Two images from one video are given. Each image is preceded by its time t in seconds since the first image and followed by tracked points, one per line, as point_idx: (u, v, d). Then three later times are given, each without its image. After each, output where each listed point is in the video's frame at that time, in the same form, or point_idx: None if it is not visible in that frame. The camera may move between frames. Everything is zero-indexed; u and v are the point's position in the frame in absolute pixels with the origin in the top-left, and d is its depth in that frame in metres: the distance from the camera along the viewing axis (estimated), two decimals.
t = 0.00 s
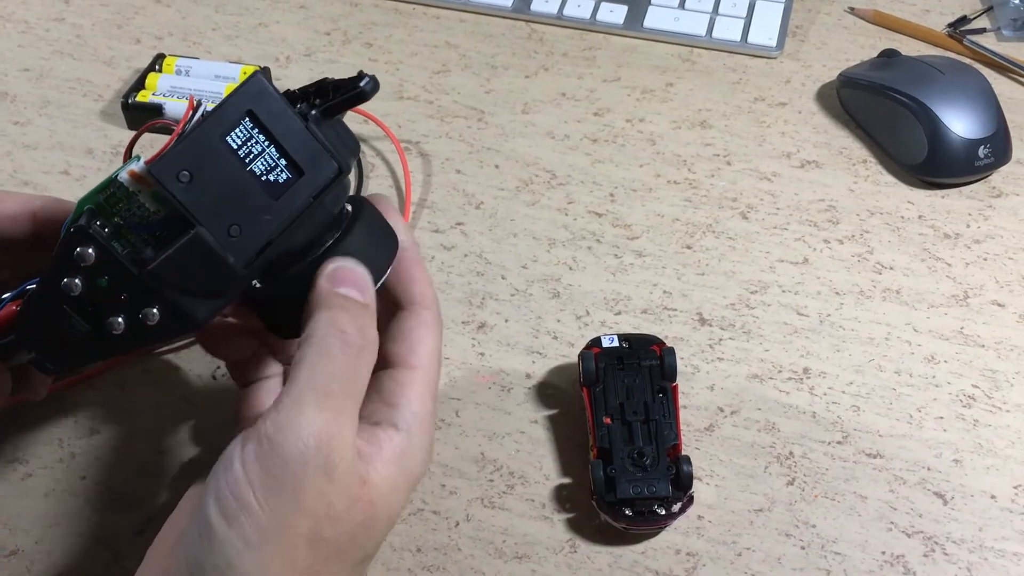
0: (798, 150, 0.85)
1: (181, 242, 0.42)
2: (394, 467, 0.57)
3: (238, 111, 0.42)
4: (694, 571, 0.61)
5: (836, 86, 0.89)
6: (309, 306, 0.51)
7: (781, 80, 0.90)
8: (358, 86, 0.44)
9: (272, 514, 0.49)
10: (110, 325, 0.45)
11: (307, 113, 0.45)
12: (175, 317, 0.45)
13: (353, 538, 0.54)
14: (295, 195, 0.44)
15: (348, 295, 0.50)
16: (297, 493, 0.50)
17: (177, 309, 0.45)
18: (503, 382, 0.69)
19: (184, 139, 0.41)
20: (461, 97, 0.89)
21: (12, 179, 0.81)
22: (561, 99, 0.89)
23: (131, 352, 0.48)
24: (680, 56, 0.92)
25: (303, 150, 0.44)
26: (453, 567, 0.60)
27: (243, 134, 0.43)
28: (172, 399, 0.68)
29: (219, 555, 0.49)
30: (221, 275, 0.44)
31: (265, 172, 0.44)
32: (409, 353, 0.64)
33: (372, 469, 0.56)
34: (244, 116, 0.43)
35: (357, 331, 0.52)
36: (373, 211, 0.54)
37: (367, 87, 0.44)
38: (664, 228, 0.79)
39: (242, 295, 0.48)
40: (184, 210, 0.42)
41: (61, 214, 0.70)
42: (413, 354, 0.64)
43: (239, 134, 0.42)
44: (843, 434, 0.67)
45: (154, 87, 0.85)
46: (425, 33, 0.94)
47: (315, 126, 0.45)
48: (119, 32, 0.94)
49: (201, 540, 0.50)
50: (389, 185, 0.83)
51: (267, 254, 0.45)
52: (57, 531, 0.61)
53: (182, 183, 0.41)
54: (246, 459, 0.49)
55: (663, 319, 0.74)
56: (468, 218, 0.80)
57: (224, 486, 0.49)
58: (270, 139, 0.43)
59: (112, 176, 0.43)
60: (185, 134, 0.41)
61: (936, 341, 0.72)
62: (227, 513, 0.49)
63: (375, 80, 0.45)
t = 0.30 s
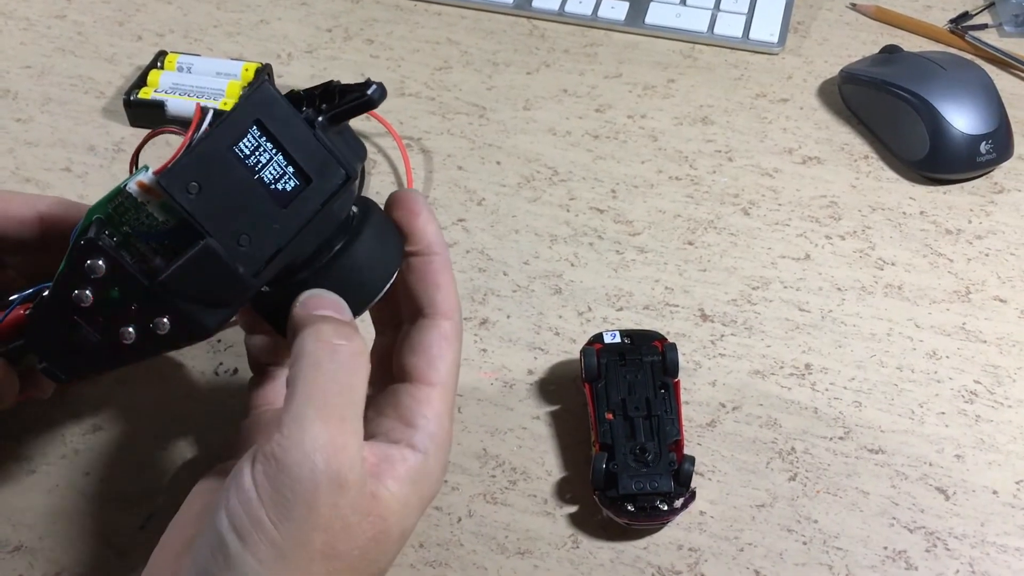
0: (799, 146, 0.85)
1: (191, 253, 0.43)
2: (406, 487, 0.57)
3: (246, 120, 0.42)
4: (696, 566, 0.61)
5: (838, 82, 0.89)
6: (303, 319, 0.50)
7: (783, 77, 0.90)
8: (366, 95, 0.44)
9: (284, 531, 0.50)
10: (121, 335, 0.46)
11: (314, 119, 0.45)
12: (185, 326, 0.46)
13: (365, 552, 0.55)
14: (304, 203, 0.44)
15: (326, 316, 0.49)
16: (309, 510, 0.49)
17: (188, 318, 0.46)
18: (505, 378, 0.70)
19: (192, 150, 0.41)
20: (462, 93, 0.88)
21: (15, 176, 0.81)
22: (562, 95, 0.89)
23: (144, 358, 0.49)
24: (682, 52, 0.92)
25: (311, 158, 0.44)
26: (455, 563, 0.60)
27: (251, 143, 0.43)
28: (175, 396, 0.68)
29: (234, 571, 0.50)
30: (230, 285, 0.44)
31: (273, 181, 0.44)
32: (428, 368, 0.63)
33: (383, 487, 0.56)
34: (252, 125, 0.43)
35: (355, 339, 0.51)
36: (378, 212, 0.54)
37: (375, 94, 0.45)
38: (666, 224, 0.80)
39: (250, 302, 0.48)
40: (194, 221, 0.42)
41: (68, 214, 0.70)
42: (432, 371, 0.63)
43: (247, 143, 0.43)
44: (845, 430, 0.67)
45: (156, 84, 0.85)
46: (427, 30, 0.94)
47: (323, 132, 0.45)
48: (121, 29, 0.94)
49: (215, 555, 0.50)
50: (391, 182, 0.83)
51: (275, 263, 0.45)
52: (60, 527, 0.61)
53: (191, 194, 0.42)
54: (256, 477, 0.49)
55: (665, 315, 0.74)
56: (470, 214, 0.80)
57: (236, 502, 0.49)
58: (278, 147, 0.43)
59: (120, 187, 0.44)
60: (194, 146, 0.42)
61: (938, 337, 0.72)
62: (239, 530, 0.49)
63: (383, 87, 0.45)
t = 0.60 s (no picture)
0: (802, 144, 0.85)
1: (184, 252, 0.42)
2: (406, 470, 0.56)
3: (234, 113, 0.42)
4: (698, 566, 0.61)
5: (841, 80, 0.88)
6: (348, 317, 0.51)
7: (786, 74, 0.90)
8: (357, 84, 0.44)
9: (299, 521, 0.50)
10: (116, 334, 0.45)
11: (305, 109, 0.44)
12: (179, 323, 0.45)
13: (374, 544, 0.54)
14: (297, 196, 0.44)
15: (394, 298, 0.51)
16: (329, 501, 0.50)
17: (182, 317, 0.45)
18: (507, 377, 0.69)
19: (181, 147, 0.40)
20: (464, 91, 0.88)
21: (16, 173, 0.81)
22: (564, 93, 0.88)
23: (139, 357, 0.48)
24: (684, 50, 0.91)
25: (302, 149, 0.44)
26: (457, 562, 0.60)
27: (240, 137, 0.42)
28: (175, 395, 0.68)
29: (245, 559, 0.49)
30: (225, 282, 0.44)
31: (265, 174, 0.43)
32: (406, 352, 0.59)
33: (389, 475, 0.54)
34: (241, 118, 0.42)
35: (397, 347, 0.52)
36: (375, 201, 0.53)
37: (366, 83, 0.44)
38: (669, 222, 0.79)
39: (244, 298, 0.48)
40: (186, 219, 0.42)
41: (59, 210, 0.69)
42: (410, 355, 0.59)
43: (236, 137, 0.42)
44: (848, 429, 0.67)
45: (156, 81, 0.85)
46: (428, 27, 0.94)
47: (314, 123, 0.44)
48: (121, 25, 0.93)
49: (226, 543, 0.50)
50: (392, 179, 0.82)
51: (269, 256, 0.45)
52: (61, 526, 0.61)
53: (181, 191, 0.41)
54: (277, 465, 0.49)
55: (667, 313, 0.73)
56: (472, 212, 0.79)
57: (252, 490, 0.49)
58: (268, 140, 0.43)
59: (108, 184, 0.43)
60: (181, 142, 0.41)
61: (941, 336, 0.72)
62: (254, 518, 0.49)
63: (374, 75, 0.45)
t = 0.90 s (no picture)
0: (805, 139, 0.84)
1: (200, 259, 0.42)
2: (415, 481, 0.56)
3: (254, 124, 0.42)
4: (701, 562, 0.60)
5: (844, 75, 0.88)
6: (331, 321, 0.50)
7: (790, 69, 0.89)
8: (376, 98, 0.44)
9: (301, 529, 0.48)
10: (130, 338, 0.45)
11: (323, 121, 0.45)
12: (193, 328, 0.45)
13: (378, 549, 0.54)
14: (313, 206, 0.44)
15: (369, 311, 0.49)
16: (329, 508, 0.49)
17: (196, 322, 0.45)
18: (509, 372, 0.69)
19: (201, 155, 0.40)
20: (466, 85, 0.88)
21: (17, 167, 0.81)
22: (567, 87, 0.88)
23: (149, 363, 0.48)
24: (687, 44, 0.91)
25: (320, 161, 0.44)
26: (459, 557, 0.60)
27: (260, 147, 0.42)
28: (176, 388, 0.68)
29: (246, 569, 0.48)
30: (240, 290, 0.44)
31: (282, 184, 0.43)
32: (429, 364, 0.62)
33: (395, 484, 0.55)
34: (261, 128, 0.42)
35: (386, 345, 0.51)
36: (386, 212, 0.53)
37: (385, 98, 0.45)
38: (671, 217, 0.79)
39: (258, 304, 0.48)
40: (204, 227, 0.42)
41: (68, 212, 0.69)
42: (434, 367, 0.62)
43: (255, 147, 0.42)
44: (851, 425, 0.67)
45: (158, 74, 0.84)
46: (430, 21, 0.93)
47: (332, 135, 0.45)
48: (122, 18, 0.93)
49: (228, 550, 0.49)
50: (395, 173, 0.82)
51: (284, 265, 0.45)
52: (62, 520, 0.61)
53: (201, 199, 0.41)
54: (276, 470, 0.48)
55: (670, 309, 0.73)
56: (474, 207, 0.79)
57: (253, 496, 0.48)
58: (287, 150, 0.43)
59: (127, 189, 0.43)
60: (202, 150, 0.41)
61: (945, 331, 0.72)
62: (255, 525, 0.48)
63: (392, 90, 0.45)
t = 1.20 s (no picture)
0: (812, 135, 0.84)
1: (208, 252, 0.42)
2: (419, 473, 0.56)
3: (261, 117, 0.41)
4: (708, 557, 0.60)
5: (851, 71, 0.87)
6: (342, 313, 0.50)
7: (796, 65, 0.89)
8: (383, 91, 0.44)
9: (307, 520, 0.48)
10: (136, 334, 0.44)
11: (329, 114, 0.44)
12: (200, 324, 0.44)
13: (382, 543, 0.54)
14: (320, 200, 0.44)
15: (380, 303, 0.49)
16: (335, 500, 0.49)
17: (203, 317, 0.44)
18: (516, 366, 0.69)
19: (208, 149, 0.40)
20: (472, 80, 0.88)
21: (22, 160, 0.81)
22: (573, 83, 0.88)
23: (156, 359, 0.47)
24: (693, 40, 0.91)
25: (327, 154, 0.44)
26: (465, 551, 0.60)
27: (267, 140, 0.42)
28: (182, 381, 0.68)
29: (250, 560, 0.47)
30: (248, 284, 0.43)
31: (289, 178, 0.43)
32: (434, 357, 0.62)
33: (400, 476, 0.55)
34: (268, 121, 0.42)
35: (394, 339, 0.51)
36: (393, 205, 0.53)
37: (392, 91, 0.44)
38: (678, 213, 0.79)
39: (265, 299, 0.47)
40: (212, 220, 0.41)
41: (76, 205, 0.69)
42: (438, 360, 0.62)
43: (262, 141, 0.42)
44: (857, 421, 0.67)
45: (163, 68, 0.84)
46: (436, 16, 0.93)
47: (339, 128, 0.44)
48: (127, 12, 0.93)
49: (231, 540, 0.48)
50: (400, 168, 0.82)
51: (292, 259, 0.45)
52: (68, 512, 0.61)
53: (208, 193, 0.41)
54: (283, 461, 0.47)
55: (676, 304, 0.73)
56: (480, 202, 0.79)
57: (257, 486, 0.47)
58: (294, 144, 0.43)
59: (134, 183, 0.42)
60: (209, 144, 0.40)
61: (951, 327, 0.71)
62: (260, 515, 0.47)
63: (399, 83, 0.45)
